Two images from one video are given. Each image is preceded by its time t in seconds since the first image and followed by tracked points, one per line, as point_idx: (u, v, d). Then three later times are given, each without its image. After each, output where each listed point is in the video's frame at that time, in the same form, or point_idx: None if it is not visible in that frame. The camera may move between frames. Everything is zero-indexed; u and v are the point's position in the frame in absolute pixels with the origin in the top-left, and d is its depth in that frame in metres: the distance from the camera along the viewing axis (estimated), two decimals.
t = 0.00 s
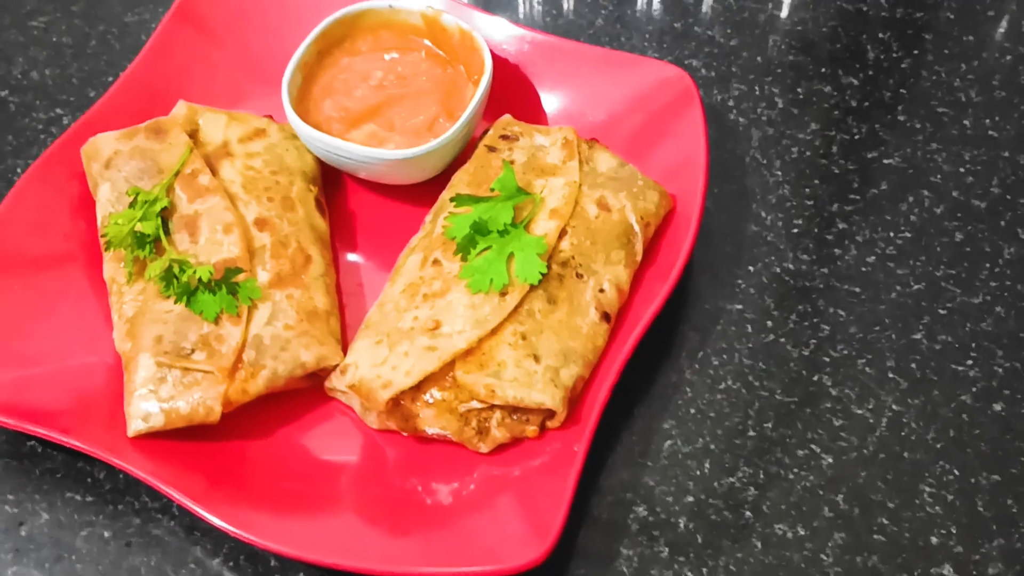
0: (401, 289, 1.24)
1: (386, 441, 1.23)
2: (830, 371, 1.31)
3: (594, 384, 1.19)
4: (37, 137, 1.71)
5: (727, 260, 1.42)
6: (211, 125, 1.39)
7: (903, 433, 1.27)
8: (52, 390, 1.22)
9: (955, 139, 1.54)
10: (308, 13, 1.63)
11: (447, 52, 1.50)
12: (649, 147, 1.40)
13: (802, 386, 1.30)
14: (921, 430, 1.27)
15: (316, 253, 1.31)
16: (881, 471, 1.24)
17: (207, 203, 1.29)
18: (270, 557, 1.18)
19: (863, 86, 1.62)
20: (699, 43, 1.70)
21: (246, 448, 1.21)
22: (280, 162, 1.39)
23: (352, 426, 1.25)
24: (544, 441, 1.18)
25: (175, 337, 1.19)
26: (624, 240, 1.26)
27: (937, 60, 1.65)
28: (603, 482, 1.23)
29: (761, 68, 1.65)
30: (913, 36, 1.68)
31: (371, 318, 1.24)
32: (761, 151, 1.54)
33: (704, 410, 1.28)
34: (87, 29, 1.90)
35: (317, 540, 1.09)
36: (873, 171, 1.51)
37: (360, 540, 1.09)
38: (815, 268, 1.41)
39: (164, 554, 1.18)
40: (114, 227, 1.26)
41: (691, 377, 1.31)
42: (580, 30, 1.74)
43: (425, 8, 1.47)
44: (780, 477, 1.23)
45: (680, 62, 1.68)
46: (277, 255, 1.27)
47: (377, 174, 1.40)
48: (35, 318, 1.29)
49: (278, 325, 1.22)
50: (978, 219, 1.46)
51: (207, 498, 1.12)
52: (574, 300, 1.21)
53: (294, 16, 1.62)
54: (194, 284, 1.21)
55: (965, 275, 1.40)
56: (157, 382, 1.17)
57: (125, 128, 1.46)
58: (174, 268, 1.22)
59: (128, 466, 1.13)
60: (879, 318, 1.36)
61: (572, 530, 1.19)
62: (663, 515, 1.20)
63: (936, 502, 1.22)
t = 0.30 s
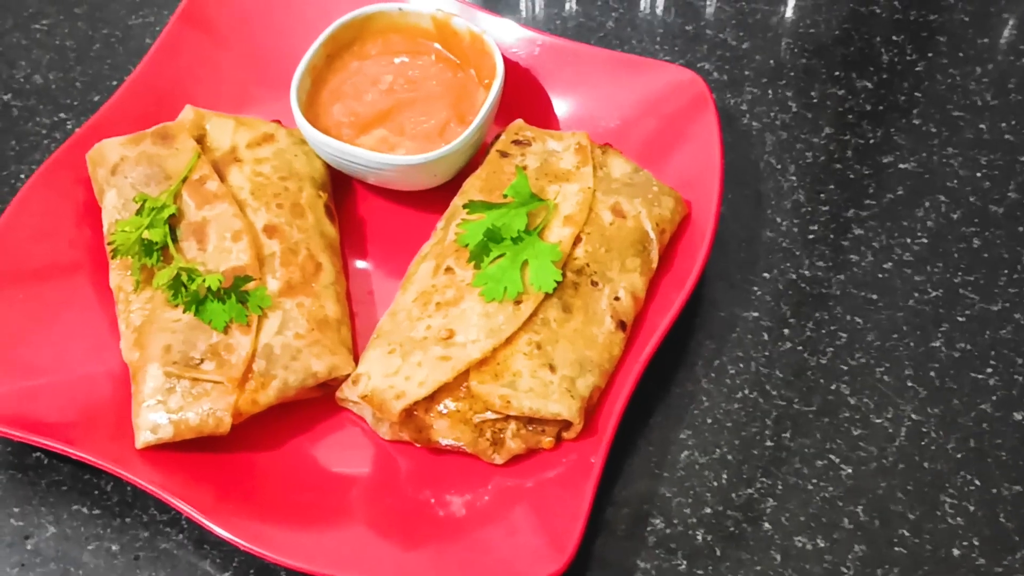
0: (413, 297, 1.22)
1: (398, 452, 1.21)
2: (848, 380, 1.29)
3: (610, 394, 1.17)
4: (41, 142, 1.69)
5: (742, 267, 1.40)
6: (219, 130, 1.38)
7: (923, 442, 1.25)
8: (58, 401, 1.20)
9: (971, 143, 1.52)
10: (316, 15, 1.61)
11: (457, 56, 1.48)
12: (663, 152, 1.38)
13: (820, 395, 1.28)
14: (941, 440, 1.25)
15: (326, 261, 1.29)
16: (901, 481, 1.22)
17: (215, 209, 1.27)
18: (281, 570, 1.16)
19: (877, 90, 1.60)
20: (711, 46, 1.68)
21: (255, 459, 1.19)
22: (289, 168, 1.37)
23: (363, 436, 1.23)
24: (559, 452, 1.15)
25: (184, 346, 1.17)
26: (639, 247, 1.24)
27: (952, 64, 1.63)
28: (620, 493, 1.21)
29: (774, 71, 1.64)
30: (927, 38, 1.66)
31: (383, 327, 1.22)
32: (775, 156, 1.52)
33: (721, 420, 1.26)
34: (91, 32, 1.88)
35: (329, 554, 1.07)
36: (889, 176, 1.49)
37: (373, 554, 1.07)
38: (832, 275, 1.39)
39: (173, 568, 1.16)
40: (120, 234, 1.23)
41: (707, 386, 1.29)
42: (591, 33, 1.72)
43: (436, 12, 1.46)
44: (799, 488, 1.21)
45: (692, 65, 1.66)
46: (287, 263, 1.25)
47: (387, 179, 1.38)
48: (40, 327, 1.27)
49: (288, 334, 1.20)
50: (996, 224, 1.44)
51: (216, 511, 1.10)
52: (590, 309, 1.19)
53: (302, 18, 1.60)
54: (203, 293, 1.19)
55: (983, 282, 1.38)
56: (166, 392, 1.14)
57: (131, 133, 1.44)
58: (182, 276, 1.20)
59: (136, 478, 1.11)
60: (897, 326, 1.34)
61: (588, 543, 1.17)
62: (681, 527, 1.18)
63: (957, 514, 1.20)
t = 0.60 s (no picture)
0: (425, 306, 1.20)
1: (410, 464, 1.19)
2: (867, 388, 1.27)
3: (627, 403, 1.15)
4: (44, 147, 1.67)
5: (757, 273, 1.38)
6: (226, 136, 1.35)
7: (943, 451, 1.23)
8: (63, 413, 1.18)
9: (987, 147, 1.51)
10: (323, 17, 1.59)
11: (467, 59, 1.47)
12: (677, 157, 1.37)
13: (838, 403, 1.26)
14: (962, 449, 1.23)
15: (336, 268, 1.27)
16: (921, 491, 1.20)
17: (223, 217, 1.25)
18: None
19: (891, 93, 1.59)
20: (723, 48, 1.67)
21: (265, 470, 1.17)
22: (298, 173, 1.35)
23: (374, 448, 1.21)
24: (576, 463, 1.13)
25: (193, 357, 1.15)
26: (654, 254, 1.22)
27: (967, 66, 1.61)
28: (636, 505, 1.19)
29: (787, 74, 1.62)
30: (941, 40, 1.65)
31: (395, 336, 1.20)
32: (789, 160, 1.51)
33: (739, 429, 1.24)
34: (94, 34, 1.85)
35: (341, 569, 1.05)
36: (905, 180, 1.47)
37: (386, 569, 1.05)
38: (848, 281, 1.37)
39: None
40: (127, 243, 1.21)
41: (724, 395, 1.27)
42: (601, 36, 1.71)
43: (446, 14, 1.44)
44: (818, 499, 1.19)
45: (704, 68, 1.65)
46: (297, 271, 1.23)
47: (398, 185, 1.36)
48: (44, 337, 1.25)
49: (299, 344, 1.18)
50: (1013, 229, 1.42)
51: (227, 525, 1.08)
52: (606, 317, 1.17)
53: (309, 21, 1.59)
54: (211, 302, 1.17)
55: (1002, 288, 1.36)
56: (175, 404, 1.12)
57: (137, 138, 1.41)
58: (190, 285, 1.18)
59: (144, 491, 1.09)
60: (915, 333, 1.32)
61: (605, 555, 1.15)
62: (699, 539, 1.16)
63: (979, 524, 1.18)
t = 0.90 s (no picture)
0: (438, 314, 1.18)
1: (423, 474, 1.17)
2: (886, 395, 1.25)
3: (644, 413, 1.13)
4: (45, 152, 1.64)
5: (773, 278, 1.36)
6: (233, 141, 1.33)
7: (964, 459, 1.21)
8: (70, 427, 1.16)
9: (1003, 149, 1.49)
10: (330, 19, 1.56)
11: (476, 61, 1.44)
12: (689, 161, 1.36)
13: (857, 411, 1.24)
14: (982, 456, 1.21)
15: (347, 277, 1.25)
16: (942, 500, 1.18)
17: (230, 224, 1.23)
18: None
19: (905, 94, 1.57)
20: (734, 49, 1.66)
21: (274, 482, 1.15)
22: (306, 179, 1.33)
23: (385, 458, 1.19)
24: (592, 475, 1.11)
25: (202, 368, 1.13)
26: (670, 260, 1.20)
27: (981, 66, 1.60)
28: (654, 515, 1.17)
29: (800, 75, 1.61)
30: (954, 41, 1.63)
31: (408, 345, 1.17)
32: (803, 163, 1.50)
33: (756, 437, 1.22)
34: (94, 37, 1.82)
35: None
36: (921, 183, 1.46)
37: None
38: (865, 286, 1.35)
39: None
40: (133, 251, 1.19)
41: (741, 404, 1.25)
42: (610, 37, 1.69)
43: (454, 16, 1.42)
44: (838, 508, 1.17)
45: (715, 69, 1.63)
46: (307, 279, 1.21)
47: (408, 192, 1.36)
48: (48, 348, 1.23)
49: (310, 354, 1.15)
50: None
51: (237, 539, 1.06)
52: (622, 325, 1.14)
53: (315, 23, 1.56)
54: (220, 312, 1.14)
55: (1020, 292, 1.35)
56: (184, 417, 1.10)
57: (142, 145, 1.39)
58: (198, 295, 1.15)
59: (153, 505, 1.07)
60: (933, 338, 1.30)
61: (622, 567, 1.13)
62: (719, 550, 1.14)
63: (1001, 533, 1.16)
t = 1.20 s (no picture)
0: (450, 323, 1.16)
1: (436, 486, 1.14)
2: (905, 399, 1.22)
3: (663, 420, 1.10)
4: (44, 160, 1.62)
5: (788, 280, 1.34)
6: (238, 147, 1.30)
7: (986, 463, 1.18)
8: (74, 442, 1.13)
9: (1017, 147, 1.48)
10: (333, 21, 1.54)
11: (485, 63, 1.43)
12: (702, 161, 1.34)
13: (876, 415, 1.21)
14: (1005, 460, 1.18)
15: (357, 284, 1.22)
16: (965, 505, 1.15)
17: (237, 233, 1.21)
18: None
19: (917, 92, 1.56)
20: (743, 48, 1.64)
21: (284, 495, 1.12)
22: (313, 186, 1.30)
23: (398, 471, 1.16)
24: (610, 485, 1.08)
25: (212, 380, 1.10)
26: (687, 265, 1.18)
27: (993, 63, 1.58)
28: (671, 526, 1.13)
29: (810, 73, 1.59)
30: (965, 38, 1.62)
31: (420, 354, 1.15)
32: (815, 163, 1.48)
33: (775, 444, 1.19)
34: (92, 41, 1.80)
35: None
36: (935, 182, 1.44)
37: None
38: (882, 288, 1.33)
39: None
40: (138, 261, 1.16)
41: (758, 409, 1.22)
42: (617, 37, 1.67)
43: (461, 17, 1.41)
44: (860, 515, 1.13)
45: (724, 69, 1.61)
46: (316, 288, 1.19)
47: (417, 198, 1.34)
48: (51, 361, 1.20)
49: (321, 364, 1.13)
50: None
51: (246, 554, 1.03)
52: (639, 332, 1.12)
53: (319, 26, 1.54)
54: (229, 323, 1.12)
55: None
56: (193, 431, 1.08)
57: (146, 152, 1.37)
58: (206, 306, 1.12)
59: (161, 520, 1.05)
60: (952, 340, 1.28)
61: None
62: (739, 559, 1.10)
63: None
